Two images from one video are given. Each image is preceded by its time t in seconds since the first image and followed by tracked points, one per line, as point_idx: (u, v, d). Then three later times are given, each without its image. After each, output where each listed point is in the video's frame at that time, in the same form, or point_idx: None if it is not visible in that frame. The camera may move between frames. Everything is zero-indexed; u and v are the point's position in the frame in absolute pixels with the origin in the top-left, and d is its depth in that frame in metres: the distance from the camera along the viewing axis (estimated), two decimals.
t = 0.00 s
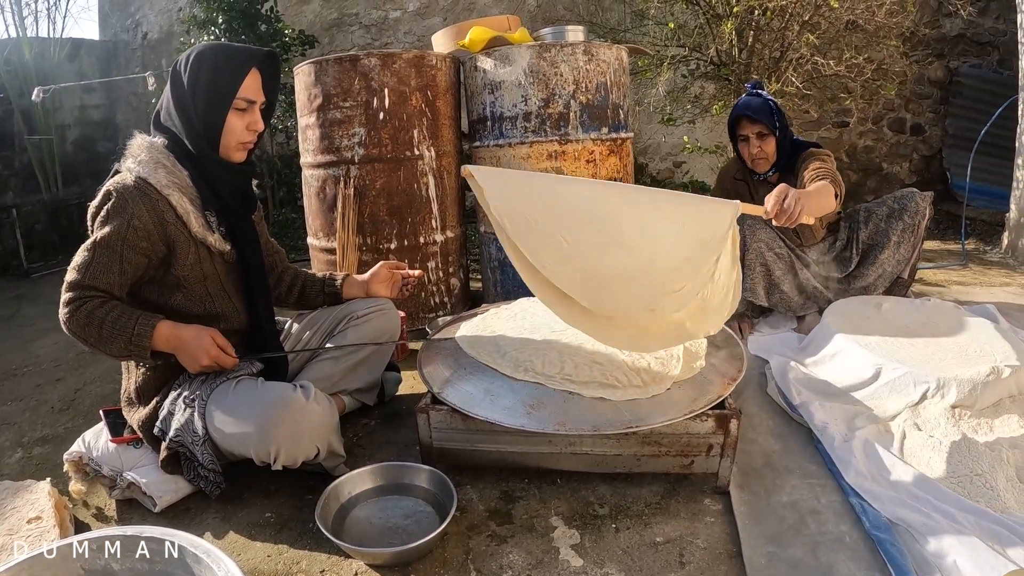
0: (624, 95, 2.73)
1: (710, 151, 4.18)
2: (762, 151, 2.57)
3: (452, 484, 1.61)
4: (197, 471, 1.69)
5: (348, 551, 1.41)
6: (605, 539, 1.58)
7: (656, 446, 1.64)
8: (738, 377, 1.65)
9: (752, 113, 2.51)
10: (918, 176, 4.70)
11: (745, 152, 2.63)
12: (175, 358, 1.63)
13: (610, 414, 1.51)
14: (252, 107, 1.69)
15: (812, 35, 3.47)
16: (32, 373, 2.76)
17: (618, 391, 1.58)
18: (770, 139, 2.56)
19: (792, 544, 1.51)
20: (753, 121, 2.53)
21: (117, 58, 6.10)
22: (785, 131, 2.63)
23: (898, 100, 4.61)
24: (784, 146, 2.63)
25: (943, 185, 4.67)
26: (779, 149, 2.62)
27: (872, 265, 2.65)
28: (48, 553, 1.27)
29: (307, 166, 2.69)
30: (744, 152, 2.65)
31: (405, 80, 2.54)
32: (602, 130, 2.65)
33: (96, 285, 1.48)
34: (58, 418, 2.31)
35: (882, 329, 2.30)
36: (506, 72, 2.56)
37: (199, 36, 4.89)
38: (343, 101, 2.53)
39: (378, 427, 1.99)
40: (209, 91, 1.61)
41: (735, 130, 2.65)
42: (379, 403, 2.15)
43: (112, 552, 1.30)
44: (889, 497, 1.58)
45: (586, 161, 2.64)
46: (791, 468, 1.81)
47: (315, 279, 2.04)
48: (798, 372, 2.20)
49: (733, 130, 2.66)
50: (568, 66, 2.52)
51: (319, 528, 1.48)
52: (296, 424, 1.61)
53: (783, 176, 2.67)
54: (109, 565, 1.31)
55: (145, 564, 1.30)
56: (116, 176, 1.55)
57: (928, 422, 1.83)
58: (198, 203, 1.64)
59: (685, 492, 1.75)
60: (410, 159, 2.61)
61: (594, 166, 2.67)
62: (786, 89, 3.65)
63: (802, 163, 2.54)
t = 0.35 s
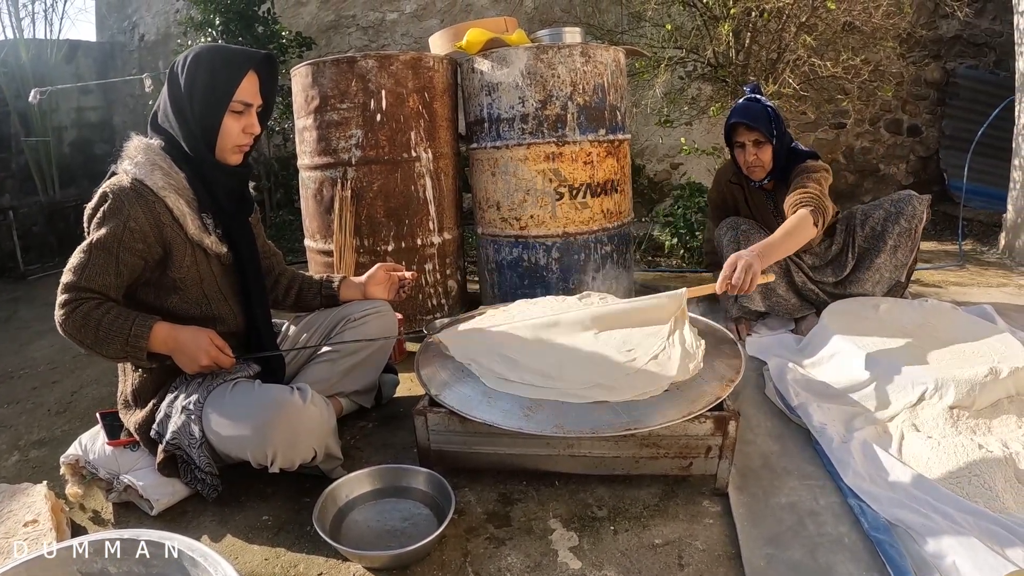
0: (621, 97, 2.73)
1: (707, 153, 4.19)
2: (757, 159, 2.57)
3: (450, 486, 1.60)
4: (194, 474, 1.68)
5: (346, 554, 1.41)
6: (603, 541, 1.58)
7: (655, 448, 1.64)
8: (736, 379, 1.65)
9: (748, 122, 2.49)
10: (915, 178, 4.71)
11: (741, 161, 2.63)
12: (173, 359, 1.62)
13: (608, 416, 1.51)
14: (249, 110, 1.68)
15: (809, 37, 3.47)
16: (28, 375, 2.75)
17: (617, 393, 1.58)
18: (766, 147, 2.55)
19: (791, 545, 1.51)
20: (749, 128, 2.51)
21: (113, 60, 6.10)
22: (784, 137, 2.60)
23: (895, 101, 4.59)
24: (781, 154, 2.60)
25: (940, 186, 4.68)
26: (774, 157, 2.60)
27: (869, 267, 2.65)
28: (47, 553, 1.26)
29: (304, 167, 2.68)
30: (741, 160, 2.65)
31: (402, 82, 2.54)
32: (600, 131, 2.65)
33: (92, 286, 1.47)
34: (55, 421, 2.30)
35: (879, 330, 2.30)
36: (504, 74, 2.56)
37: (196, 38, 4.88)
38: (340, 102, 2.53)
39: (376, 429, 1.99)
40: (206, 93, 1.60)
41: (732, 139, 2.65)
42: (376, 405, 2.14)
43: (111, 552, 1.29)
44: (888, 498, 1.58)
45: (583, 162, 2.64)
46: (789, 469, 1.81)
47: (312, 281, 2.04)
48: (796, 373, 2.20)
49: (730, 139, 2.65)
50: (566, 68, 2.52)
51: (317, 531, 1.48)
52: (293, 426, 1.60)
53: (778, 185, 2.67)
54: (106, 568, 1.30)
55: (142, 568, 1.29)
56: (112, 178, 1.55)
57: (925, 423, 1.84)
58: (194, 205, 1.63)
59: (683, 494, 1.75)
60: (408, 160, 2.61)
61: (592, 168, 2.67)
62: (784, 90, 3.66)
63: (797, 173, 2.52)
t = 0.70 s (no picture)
0: (619, 99, 2.73)
1: (705, 154, 4.20)
2: (752, 159, 2.57)
3: (448, 489, 1.60)
4: (192, 477, 1.68)
5: (345, 557, 1.41)
6: (602, 543, 1.58)
7: (652, 450, 1.64)
8: (734, 381, 1.65)
9: (743, 122, 2.48)
10: (912, 179, 4.73)
11: (737, 160, 2.62)
12: (171, 361, 1.62)
13: (607, 418, 1.51)
14: (248, 113, 1.68)
15: (806, 39, 3.48)
16: (25, 378, 2.74)
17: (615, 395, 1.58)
18: (761, 147, 2.54)
19: (789, 547, 1.51)
20: (744, 128, 2.50)
21: (110, 61, 6.09)
22: (780, 137, 2.58)
23: (892, 102, 4.62)
24: (777, 155, 2.59)
25: (937, 187, 4.70)
26: (769, 158, 2.59)
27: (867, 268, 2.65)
28: (47, 555, 1.25)
29: (302, 169, 2.68)
30: (737, 160, 2.64)
31: (399, 84, 2.54)
32: (597, 133, 2.65)
33: (91, 288, 1.47)
34: (53, 424, 2.30)
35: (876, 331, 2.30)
36: (501, 76, 2.56)
37: (193, 40, 4.88)
38: (338, 105, 2.53)
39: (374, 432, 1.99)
40: (206, 96, 1.60)
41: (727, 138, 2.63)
42: (374, 408, 2.15)
43: (112, 552, 1.28)
44: (886, 500, 1.58)
45: (580, 165, 2.64)
46: (787, 471, 1.81)
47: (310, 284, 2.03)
48: (794, 375, 2.21)
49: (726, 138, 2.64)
50: (563, 70, 2.52)
51: (315, 534, 1.48)
52: (291, 428, 1.60)
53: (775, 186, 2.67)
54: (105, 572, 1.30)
55: (141, 571, 1.29)
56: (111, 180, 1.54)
57: (923, 424, 1.84)
58: (192, 208, 1.63)
59: (681, 495, 1.75)
60: (405, 163, 2.61)
61: (589, 170, 2.68)
62: (781, 92, 3.67)
63: (795, 178, 2.52)
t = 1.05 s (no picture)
0: (616, 101, 2.74)
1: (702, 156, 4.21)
2: (758, 152, 2.56)
3: (446, 491, 1.60)
4: (189, 479, 1.67)
5: (343, 559, 1.40)
6: (600, 545, 1.57)
7: (650, 451, 1.64)
8: (732, 382, 1.65)
9: (750, 114, 2.48)
10: (909, 180, 4.74)
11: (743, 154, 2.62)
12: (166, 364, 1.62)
13: (605, 420, 1.52)
14: (248, 117, 1.69)
15: (803, 41, 3.49)
16: (23, 380, 2.73)
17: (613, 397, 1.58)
18: (766, 141, 2.55)
19: (787, 548, 1.51)
20: (750, 121, 2.50)
21: (108, 63, 6.08)
22: (786, 133, 2.59)
23: (889, 104, 4.63)
24: (782, 150, 2.60)
25: (933, 188, 4.71)
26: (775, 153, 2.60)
27: (865, 270, 2.65)
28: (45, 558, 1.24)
29: (299, 171, 2.68)
30: (742, 153, 2.64)
31: (397, 86, 2.54)
32: (595, 135, 2.66)
33: (86, 289, 1.47)
34: (50, 426, 2.29)
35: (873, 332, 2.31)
36: (498, 78, 2.56)
37: (190, 41, 4.87)
38: (335, 106, 2.53)
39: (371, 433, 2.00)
40: (206, 98, 1.60)
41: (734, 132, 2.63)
42: (372, 410, 2.15)
43: (112, 552, 1.28)
44: (884, 500, 1.58)
45: (578, 167, 2.65)
46: (784, 472, 1.81)
47: (308, 287, 2.04)
48: (792, 376, 2.21)
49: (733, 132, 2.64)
50: (561, 72, 2.53)
51: (314, 536, 1.47)
52: (289, 430, 1.60)
53: (780, 181, 2.68)
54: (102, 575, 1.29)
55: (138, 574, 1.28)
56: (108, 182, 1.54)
57: (920, 425, 1.84)
58: (189, 210, 1.63)
59: (680, 497, 1.75)
60: (403, 164, 2.61)
61: (587, 172, 2.68)
62: (778, 94, 3.67)
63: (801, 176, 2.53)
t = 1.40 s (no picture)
0: (614, 102, 2.74)
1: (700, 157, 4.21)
2: (782, 145, 2.59)
3: (444, 492, 1.60)
4: (186, 481, 1.66)
5: (340, 560, 1.40)
6: (598, 546, 1.57)
7: (648, 452, 1.64)
8: (730, 383, 1.65)
9: (777, 108, 2.51)
10: (907, 181, 4.75)
11: (766, 146, 2.63)
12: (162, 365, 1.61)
13: (602, 420, 1.52)
14: (245, 118, 1.68)
15: (800, 42, 3.49)
16: (19, 381, 2.72)
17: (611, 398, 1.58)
18: (790, 134, 2.58)
19: (786, 548, 1.51)
20: (778, 115, 2.53)
21: (105, 64, 6.07)
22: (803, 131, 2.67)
23: (886, 105, 4.64)
24: (801, 143, 2.66)
25: (930, 189, 4.72)
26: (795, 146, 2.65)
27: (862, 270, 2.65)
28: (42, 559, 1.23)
29: (296, 172, 2.68)
30: (764, 146, 2.65)
31: (395, 86, 2.54)
32: (592, 136, 2.66)
33: (82, 290, 1.46)
34: (46, 427, 2.29)
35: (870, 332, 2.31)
36: (496, 79, 2.57)
37: (187, 42, 4.86)
38: (333, 107, 2.53)
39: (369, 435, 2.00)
40: (202, 98, 1.59)
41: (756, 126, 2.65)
42: (369, 410, 2.14)
43: (111, 553, 1.27)
44: (882, 500, 1.58)
45: (575, 168, 2.65)
46: (782, 473, 1.81)
47: (305, 287, 2.03)
48: (789, 376, 2.21)
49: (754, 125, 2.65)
50: (559, 73, 2.53)
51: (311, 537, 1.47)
52: (286, 432, 1.59)
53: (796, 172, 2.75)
54: None
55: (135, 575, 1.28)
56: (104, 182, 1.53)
57: (918, 426, 1.84)
58: (185, 210, 1.62)
59: (678, 497, 1.75)
60: (400, 165, 2.61)
61: (584, 173, 2.68)
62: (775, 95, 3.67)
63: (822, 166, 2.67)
